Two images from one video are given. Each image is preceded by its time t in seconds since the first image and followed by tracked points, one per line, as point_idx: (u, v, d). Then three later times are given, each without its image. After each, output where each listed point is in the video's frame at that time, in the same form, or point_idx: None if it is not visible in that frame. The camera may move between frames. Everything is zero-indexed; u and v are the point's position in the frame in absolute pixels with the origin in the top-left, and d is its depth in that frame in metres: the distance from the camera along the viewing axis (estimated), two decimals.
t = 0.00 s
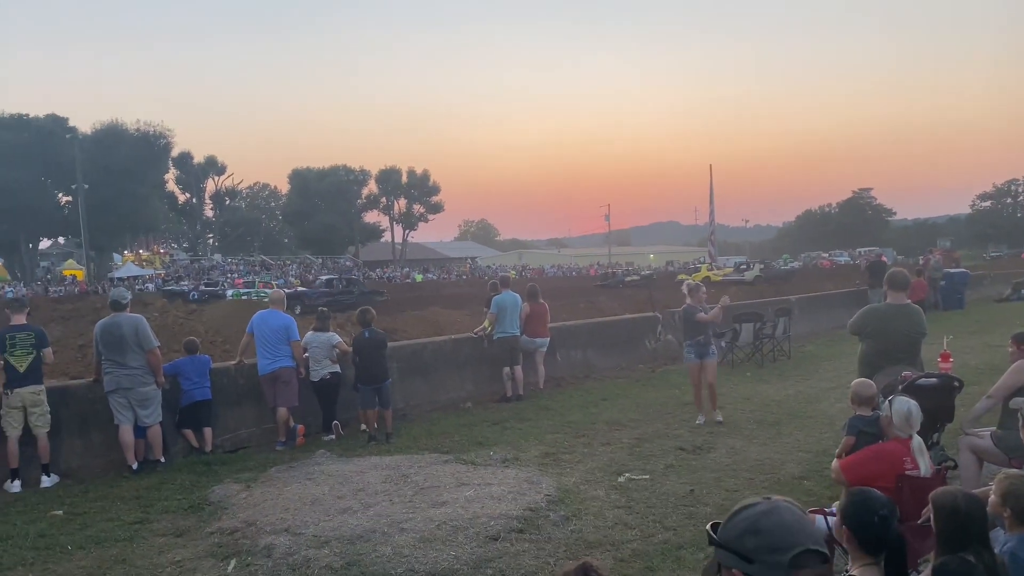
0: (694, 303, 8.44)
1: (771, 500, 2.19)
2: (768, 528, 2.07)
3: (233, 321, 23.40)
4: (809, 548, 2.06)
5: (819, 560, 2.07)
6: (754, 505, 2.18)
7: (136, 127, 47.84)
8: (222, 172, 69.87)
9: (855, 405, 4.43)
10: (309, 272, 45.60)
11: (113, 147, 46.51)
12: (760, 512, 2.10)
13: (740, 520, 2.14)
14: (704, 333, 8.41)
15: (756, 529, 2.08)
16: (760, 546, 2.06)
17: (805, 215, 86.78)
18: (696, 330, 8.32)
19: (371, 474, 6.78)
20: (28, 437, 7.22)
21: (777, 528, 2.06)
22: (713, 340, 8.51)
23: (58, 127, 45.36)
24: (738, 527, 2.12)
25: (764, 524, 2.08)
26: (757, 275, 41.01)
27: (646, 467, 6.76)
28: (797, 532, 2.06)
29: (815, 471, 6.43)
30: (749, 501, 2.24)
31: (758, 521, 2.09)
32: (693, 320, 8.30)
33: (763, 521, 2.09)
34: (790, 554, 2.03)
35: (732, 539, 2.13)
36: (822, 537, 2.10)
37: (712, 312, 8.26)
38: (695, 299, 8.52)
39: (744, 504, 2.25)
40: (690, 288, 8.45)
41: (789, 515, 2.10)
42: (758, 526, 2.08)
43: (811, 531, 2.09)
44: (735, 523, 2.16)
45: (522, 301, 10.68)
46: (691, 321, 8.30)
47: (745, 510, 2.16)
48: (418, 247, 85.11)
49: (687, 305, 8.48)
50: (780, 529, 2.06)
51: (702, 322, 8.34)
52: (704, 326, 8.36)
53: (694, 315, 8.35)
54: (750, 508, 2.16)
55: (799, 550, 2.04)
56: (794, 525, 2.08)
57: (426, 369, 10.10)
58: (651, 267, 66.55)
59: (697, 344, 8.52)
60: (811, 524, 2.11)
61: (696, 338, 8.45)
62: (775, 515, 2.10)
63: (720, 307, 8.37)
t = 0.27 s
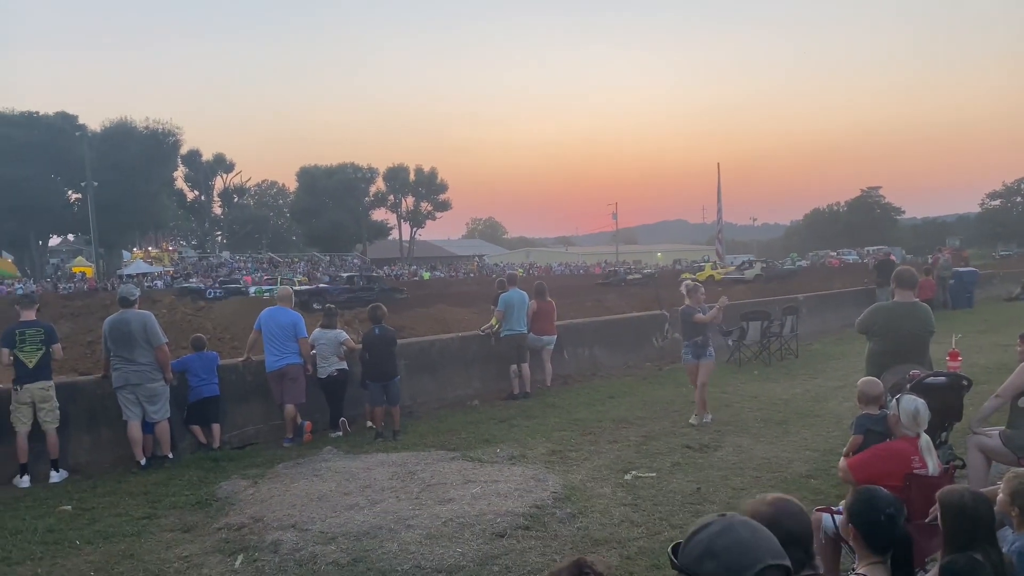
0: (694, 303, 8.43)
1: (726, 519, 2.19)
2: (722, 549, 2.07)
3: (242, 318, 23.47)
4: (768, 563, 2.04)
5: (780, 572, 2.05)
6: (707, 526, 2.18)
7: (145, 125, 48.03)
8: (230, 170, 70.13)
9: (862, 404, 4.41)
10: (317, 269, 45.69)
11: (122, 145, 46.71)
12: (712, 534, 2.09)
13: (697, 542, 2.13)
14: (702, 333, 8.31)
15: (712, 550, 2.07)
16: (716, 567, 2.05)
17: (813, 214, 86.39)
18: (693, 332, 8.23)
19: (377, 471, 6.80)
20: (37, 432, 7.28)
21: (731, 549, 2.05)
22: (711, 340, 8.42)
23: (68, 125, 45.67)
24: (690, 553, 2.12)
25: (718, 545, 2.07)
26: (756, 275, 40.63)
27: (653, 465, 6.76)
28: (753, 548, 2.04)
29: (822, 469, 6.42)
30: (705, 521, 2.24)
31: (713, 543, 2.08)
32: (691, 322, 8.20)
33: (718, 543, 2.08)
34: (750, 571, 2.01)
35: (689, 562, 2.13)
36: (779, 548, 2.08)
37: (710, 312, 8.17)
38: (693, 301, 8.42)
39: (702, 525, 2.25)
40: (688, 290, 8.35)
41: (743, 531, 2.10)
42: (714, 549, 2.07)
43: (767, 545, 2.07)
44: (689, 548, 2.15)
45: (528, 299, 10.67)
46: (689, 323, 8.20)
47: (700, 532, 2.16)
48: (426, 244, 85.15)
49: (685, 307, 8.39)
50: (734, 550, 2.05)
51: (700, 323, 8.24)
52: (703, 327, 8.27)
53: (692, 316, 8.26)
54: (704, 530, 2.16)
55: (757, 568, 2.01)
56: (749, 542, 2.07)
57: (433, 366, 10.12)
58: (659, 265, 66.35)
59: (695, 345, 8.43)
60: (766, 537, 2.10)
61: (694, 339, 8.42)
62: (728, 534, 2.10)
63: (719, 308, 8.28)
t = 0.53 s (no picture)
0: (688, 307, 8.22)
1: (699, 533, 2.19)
2: (698, 563, 2.07)
3: (248, 314, 23.55)
4: None
5: None
6: (680, 541, 2.18)
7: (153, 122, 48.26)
8: (238, 167, 70.34)
9: (868, 404, 4.40)
10: (323, 267, 45.79)
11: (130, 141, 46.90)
12: (686, 548, 2.10)
13: (671, 557, 2.14)
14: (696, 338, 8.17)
15: (685, 564, 2.09)
16: None
17: (820, 213, 86.08)
18: (686, 334, 8.10)
19: (383, 468, 6.82)
20: (46, 428, 7.32)
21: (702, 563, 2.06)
22: (704, 346, 8.29)
23: (76, 121, 45.88)
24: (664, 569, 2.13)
25: (690, 559, 2.08)
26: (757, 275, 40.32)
27: (658, 464, 6.76)
28: (726, 563, 2.05)
29: (828, 469, 6.41)
30: (681, 535, 2.24)
31: (686, 558, 2.09)
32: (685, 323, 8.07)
33: (691, 556, 2.09)
34: None
35: None
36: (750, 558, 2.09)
37: (705, 316, 8.06)
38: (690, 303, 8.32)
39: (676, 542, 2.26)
40: (685, 291, 8.26)
41: (716, 545, 2.11)
42: (688, 564, 2.07)
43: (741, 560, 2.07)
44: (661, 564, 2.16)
45: (534, 298, 10.68)
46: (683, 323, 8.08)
47: (674, 547, 2.16)
48: (432, 242, 85.25)
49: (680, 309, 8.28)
50: (705, 564, 2.05)
51: (695, 325, 8.13)
52: (696, 330, 8.15)
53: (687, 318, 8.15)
54: (676, 544, 2.17)
55: None
56: (720, 556, 2.07)
57: (439, 364, 10.14)
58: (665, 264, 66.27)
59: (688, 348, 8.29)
60: (740, 550, 2.11)
61: (686, 342, 8.22)
62: (700, 548, 2.10)
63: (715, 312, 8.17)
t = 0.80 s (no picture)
0: (684, 307, 8.13)
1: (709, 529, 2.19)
2: (710, 557, 2.08)
3: (253, 311, 23.61)
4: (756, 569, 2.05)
5: None
6: (692, 537, 2.18)
7: (159, 119, 48.18)
8: (243, 165, 70.49)
9: (874, 404, 4.40)
10: (328, 264, 45.85)
11: (135, 138, 46.84)
12: (698, 542, 2.11)
13: (683, 553, 2.14)
14: (692, 336, 8.09)
15: (698, 559, 2.08)
16: None
17: (826, 214, 85.79)
18: (682, 333, 8.02)
19: (388, 465, 6.84)
20: (52, 423, 7.36)
21: (716, 559, 2.06)
22: (701, 344, 8.21)
23: (82, 117, 45.81)
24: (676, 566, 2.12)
25: (705, 555, 2.07)
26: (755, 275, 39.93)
27: (663, 463, 6.76)
28: (741, 558, 2.05)
29: (833, 469, 6.41)
30: (690, 532, 2.24)
31: (699, 554, 2.09)
32: (680, 322, 7.99)
33: (703, 552, 2.09)
34: None
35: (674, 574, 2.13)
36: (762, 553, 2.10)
37: (701, 315, 7.98)
38: (685, 301, 8.24)
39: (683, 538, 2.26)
40: (679, 290, 8.19)
41: (727, 540, 2.11)
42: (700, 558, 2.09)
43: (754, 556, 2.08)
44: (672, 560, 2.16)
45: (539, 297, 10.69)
46: (678, 323, 8.00)
47: (684, 544, 2.16)
48: (437, 241, 85.31)
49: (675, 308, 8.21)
50: (719, 558, 2.06)
51: (690, 325, 8.04)
52: (692, 329, 8.06)
53: (682, 317, 8.07)
54: (686, 539, 2.17)
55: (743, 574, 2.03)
56: (732, 551, 2.07)
57: (443, 362, 10.16)
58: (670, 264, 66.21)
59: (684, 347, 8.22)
60: (752, 545, 2.12)
61: (682, 341, 8.13)
62: (711, 544, 2.11)
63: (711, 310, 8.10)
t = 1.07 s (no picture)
0: (676, 305, 8.06)
1: (728, 521, 2.20)
2: (731, 549, 2.08)
3: (257, 308, 23.64)
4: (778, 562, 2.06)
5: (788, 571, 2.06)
6: (712, 529, 2.18)
7: (163, 116, 48.28)
8: (248, 162, 70.60)
9: (877, 404, 4.40)
10: (332, 262, 45.87)
11: (140, 135, 46.94)
12: (719, 534, 2.11)
13: (701, 545, 2.14)
14: (683, 335, 8.04)
15: (719, 552, 2.09)
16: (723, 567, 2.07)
17: (830, 214, 85.55)
18: (673, 332, 7.96)
19: (392, 462, 6.86)
20: (56, 418, 7.40)
21: (738, 550, 2.06)
22: (692, 344, 8.13)
23: (87, 114, 45.90)
24: (694, 558, 2.13)
25: (725, 547, 2.08)
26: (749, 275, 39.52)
27: (666, 462, 6.77)
28: (760, 551, 2.06)
29: (836, 469, 6.41)
30: (708, 523, 2.25)
31: (720, 546, 2.09)
32: (672, 320, 7.92)
33: (724, 544, 2.09)
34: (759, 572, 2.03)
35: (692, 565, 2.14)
36: (783, 547, 2.11)
37: (692, 313, 7.91)
38: (676, 300, 8.15)
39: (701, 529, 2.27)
40: (671, 289, 8.12)
41: (749, 532, 2.12)
42: (722, 549, 2.09)
43: (775, 549, 2.09)
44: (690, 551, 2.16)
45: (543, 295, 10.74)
46: (669, 321, 7.92)
47: (702, 536, 2.17)
48: (441, 239, 85.34)
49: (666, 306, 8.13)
50: (742, 551, 2.06)
51: (681, 323, 7.97)
52: (684, 328, 7.98)
53: (673, 316, 8.00)
54: (707, 530, 2.18)
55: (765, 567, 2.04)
56: (754, 544, 2.08)
57: (447, 360, 10.17)
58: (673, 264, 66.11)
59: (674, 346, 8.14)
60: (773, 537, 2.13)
61: (673, 340, 8.07)
62: (732, 536, 2.11)
63: (702, 309, 8.04)
